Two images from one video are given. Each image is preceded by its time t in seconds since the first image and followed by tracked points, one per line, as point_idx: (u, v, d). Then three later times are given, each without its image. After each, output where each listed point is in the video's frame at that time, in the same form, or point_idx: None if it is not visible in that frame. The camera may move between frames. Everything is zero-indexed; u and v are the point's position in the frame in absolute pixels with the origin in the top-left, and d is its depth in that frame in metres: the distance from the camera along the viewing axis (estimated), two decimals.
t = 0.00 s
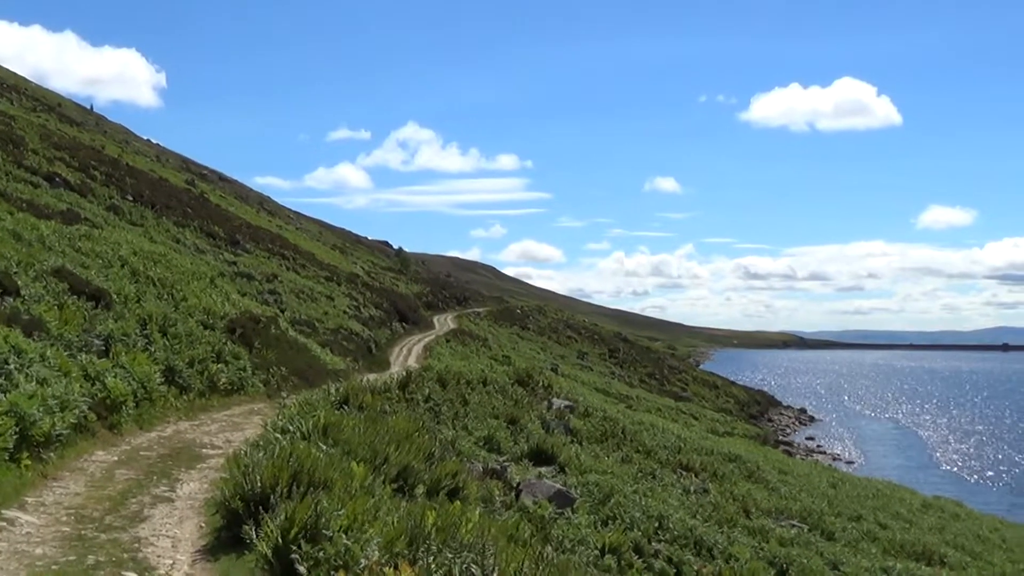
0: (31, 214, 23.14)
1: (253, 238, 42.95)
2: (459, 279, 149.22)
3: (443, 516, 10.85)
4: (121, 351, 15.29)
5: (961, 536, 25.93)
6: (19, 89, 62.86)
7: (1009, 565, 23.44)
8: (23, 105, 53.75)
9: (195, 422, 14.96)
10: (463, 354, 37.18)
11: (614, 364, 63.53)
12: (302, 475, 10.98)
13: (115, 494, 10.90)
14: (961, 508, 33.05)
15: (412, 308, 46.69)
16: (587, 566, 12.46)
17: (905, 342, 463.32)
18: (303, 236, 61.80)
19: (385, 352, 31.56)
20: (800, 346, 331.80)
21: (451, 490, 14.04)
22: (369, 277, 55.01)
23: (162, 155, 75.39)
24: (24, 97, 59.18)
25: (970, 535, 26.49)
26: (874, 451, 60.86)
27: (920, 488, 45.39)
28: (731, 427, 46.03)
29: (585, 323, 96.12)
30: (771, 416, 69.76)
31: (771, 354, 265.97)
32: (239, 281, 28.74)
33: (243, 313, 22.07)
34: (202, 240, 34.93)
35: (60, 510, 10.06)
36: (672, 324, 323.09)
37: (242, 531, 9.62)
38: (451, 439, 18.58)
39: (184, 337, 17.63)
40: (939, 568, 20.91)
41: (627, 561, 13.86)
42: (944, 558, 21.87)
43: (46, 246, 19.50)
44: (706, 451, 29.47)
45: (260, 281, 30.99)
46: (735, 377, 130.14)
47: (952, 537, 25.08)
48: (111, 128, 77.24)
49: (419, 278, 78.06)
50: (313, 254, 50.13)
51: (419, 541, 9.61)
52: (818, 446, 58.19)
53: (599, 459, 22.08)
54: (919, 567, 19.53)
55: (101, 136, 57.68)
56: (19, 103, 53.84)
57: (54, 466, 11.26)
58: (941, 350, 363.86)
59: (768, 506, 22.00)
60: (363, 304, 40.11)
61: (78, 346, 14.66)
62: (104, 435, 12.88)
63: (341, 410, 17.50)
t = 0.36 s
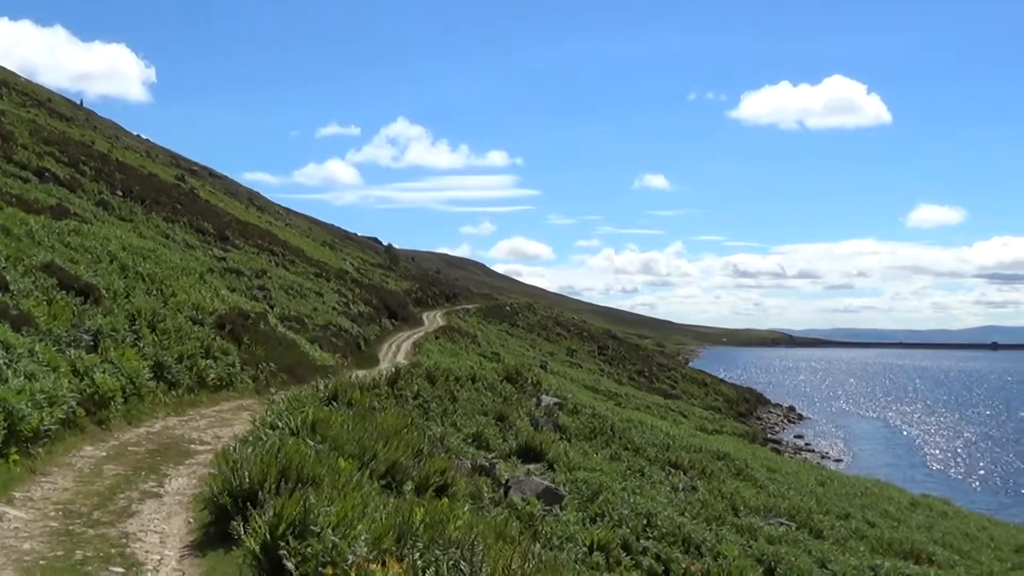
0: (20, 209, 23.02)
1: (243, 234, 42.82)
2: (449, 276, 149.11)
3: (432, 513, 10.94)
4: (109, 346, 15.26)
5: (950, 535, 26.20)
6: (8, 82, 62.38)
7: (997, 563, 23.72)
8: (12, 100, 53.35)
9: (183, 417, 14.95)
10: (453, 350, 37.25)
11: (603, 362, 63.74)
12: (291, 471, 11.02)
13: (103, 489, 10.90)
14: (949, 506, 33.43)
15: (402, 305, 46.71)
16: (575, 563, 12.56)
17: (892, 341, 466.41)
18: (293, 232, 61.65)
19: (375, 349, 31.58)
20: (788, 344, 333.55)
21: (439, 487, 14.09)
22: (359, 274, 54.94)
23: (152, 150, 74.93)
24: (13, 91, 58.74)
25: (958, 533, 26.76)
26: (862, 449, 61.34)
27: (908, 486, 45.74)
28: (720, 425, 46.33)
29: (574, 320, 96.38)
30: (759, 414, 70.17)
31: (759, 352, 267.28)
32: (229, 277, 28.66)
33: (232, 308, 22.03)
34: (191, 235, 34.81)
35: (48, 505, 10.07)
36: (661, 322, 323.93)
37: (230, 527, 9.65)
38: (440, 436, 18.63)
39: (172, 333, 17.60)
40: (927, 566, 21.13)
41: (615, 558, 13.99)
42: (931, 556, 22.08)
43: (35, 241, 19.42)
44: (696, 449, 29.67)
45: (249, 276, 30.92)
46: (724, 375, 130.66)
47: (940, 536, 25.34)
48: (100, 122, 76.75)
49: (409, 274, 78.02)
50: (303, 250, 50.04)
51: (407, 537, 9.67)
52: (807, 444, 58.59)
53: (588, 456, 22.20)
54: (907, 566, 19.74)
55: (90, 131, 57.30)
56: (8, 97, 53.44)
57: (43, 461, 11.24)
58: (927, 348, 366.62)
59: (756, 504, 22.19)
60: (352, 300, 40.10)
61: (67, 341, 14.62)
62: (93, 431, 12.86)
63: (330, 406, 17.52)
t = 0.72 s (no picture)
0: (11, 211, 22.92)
1: (233, 235, 42.70)
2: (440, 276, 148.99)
3: (424, 513, 10.96)
4: (101, 348, 15.22)
5: (942, 533, 26.36)
6: None
7: (989, 562, 23.88)
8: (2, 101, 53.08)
9: (175, 419, 14.93)
10: (444, 351, 37.25)
11: (594, 361, 63.85)
12: (283, 472, 11.02)
13: (95, 491, 10.88)
14: (940, 504, 33.69)
15: (393, 306, 46.68)
16: (567, 563, 12.61)
17: (882, 340, 468.74)
18: (284, 233, 61.52)
19: (366, 350, 31.55)
20: (778, 343, 334.92)
21: (431, 488, 14.11)
22: (350, 275, 54.88)
23: (143, 152, 74.65)
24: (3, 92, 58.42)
25: (950, 532, 26.93)
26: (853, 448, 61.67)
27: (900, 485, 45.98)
28: (713, 424, 46.46)
29: (566, 320, 96.51)
30: (751, 413, 70.46)
31: (750, 351, 268.13)
32: (220, 278, 28.61)
33: (223, 309, 21.99)
34: (182, 236, 34.71)
35: (39, 507, 10.05)
36: (652, 322, 324.72)
37: (221, 528, 9.66)
38: (432, 437, 18.66)
39: (164, 334, 17.57)
40: (919, 565, 21.26)
41: (607, 558, 14.03)
42: (923, 555, 22.22)
43: (25, 243, 19.35)
44: (688, 449, 29.78)
45: (240, 278, 30.85)
46: (716, 375, 131.03)
47: (933, 534, 25.50)
48: (90, 124, 76.42)
49: (400, 275, 77.94)
50: (294, 251, 49.91)
51: (399, 538, 9.70)
52: (798, 443, 58.83)
53: (580, 456, 22.27)
54: (899, 565, 19.88)
55: (81, 133, 57.07)
56: None
57: (34, 463, 11.22)
58: (916, 347, 368.55)
59: (748, 504, 22.30)
60: (344, 301, 40.06)
61: (59, 343, 14.59)
62: (84, 433, 12.82)
63: (322, 407, 17.53)
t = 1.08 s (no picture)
0: None
1: (223, 233, 42.55)
2: (430, 275, 148.92)
3: (413, 512, 10.99)
4: (90, 345, 15.18)
5: (930, 534, 26.56)
6: None
7: (976, 562, 24.08)
8: None
9: (164, 417, 14.89)
10: (434, 350, 37.23)
11: (584, 361, 63.96)
12: (272, 470, 11.03)
13: (84, 488, 10.87)
14: (928, 505, 33.95)
15: (383, 304, 46.62)
16: (556, 563, 12.67)
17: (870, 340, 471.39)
18: (274, 232, 61.37)
19: (356, 348, 31.50)
20: (767, 343, 336.42)
21: (421, 486, 14.15)
22: (340, 273, 54.77)
23: (132, 149, 74.24)
24: None
25: (938, 532, 27.15)
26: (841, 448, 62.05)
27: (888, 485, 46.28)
28: (702, 424, 46.64)
29: (556, 320, 96.62)
30: (740, 413, 70.74)
31: (739, 351, 269.18)
32: (210, 275, 28.53)
33: (213, 307, 21.93)
34: (172, 234, 34.60)
35: (28, 505, 10.04)
36: (642, 322, 325.53)
37: (210, 526, 9.67)
38: (422, 436, 18.69)
39: (153, 332, 17.53)
40: (907, 565, 21.45)
41: (596, 558, 14.10)
42: (911, 556, 22.40)
43: (15, 239, 19.26)
44: (677, 448, 29.91)
45: (230, 275, 30.77)
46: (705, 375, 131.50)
47: (921, 535, 25.70)
48: (79, 120, 76.00)
49: (390, 274, 77.85)
50: (284, 249, 49.76)
51: (388, 537, 9.74)
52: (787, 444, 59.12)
53: (570, 455, 22.35)
54: (887, 565, 20.04)
55: (70, 129, 56.74)
56: None
57: (22, 461, 11.19)
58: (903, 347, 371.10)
59: (737, 503, 22.46)
60: (334, 299, 39.99)
61: (48, 340, 14.54)
62: (73, 430, 12.80)
63: (311, 406, 17.54)
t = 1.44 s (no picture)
0: None
1: (214, 236, 42.46)
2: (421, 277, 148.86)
3: (404, 515, 10.99)
4: (80, 348, 15.14)
5: (921, 535, 26.72)
6: None
7: (967, 564, 24.26)
8: None
9: (155, 420, 14.86)
10: (425, 352, 37.24)
11: (575, 363, 64.06)
12: (263, 473, 11.03)
13: (74, 492, 10.85)
14: (919, 506, 34.18)
15: (374, 307, 46.56)
16: (547, 565, 12.72)
17: (860, 342, 473.66)
18: (266, 234, 61.22)
19: (347, 351, 31.46)
20: (758, 345, 337.67)
21: (412, 489, 14.16)
22: (331, 276, 54.67)
23: (123, 151, 73.96)
24: None
25: (929, 534, 27.32)
26: (832, 450, 62.33)
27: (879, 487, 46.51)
28: (693, 426, 46.78)
29: (547, 322, 96.66)
30: (731, 415, 70.97)
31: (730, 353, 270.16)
32: (201, 278, 28.47)
33: (204, 310, 21.89)
34: (163, 236, 34.51)
35: (19, 508, 10.01)
36: (633, 324, 326.20)
37: (202, 530, 9.67)
38: (413, 438, 18.69)
39: (144, 335, 17.48)
40: (899, 567, 21.60)
41: (588, 560, 14.15)
42: (903, 557, 22.56)
43: (5, 243, 19.19)
44: (669, 450, 30.01)
45: (221, 278, 30.70)
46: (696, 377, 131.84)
47: (913, 537, 25.86)
48: (69, 122, 75.64)
49: (381, 276, 77.80)
50: (276, 252, 49.64)
51: (380, 540, 9.76)
52: (778, 445, 59.35)
53: (561, 457, 22.40)
54: (878, 566, 20.18)
55: (61, 132, 56.50)
56: None
57: (13, 464, 11.16)
58: (893, 349, 372.99)
59: (728, 505, 22.58)
60: (325, 302, 39.94)
61: (38, 343, 14.48)
62: (63, 433, 12.75)
63: (302, 408, 17.55)
